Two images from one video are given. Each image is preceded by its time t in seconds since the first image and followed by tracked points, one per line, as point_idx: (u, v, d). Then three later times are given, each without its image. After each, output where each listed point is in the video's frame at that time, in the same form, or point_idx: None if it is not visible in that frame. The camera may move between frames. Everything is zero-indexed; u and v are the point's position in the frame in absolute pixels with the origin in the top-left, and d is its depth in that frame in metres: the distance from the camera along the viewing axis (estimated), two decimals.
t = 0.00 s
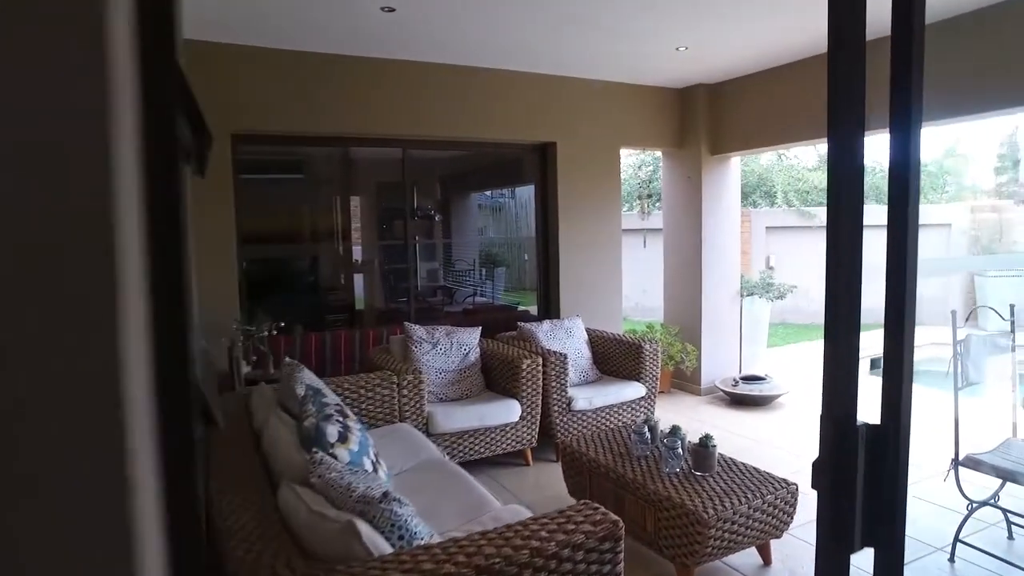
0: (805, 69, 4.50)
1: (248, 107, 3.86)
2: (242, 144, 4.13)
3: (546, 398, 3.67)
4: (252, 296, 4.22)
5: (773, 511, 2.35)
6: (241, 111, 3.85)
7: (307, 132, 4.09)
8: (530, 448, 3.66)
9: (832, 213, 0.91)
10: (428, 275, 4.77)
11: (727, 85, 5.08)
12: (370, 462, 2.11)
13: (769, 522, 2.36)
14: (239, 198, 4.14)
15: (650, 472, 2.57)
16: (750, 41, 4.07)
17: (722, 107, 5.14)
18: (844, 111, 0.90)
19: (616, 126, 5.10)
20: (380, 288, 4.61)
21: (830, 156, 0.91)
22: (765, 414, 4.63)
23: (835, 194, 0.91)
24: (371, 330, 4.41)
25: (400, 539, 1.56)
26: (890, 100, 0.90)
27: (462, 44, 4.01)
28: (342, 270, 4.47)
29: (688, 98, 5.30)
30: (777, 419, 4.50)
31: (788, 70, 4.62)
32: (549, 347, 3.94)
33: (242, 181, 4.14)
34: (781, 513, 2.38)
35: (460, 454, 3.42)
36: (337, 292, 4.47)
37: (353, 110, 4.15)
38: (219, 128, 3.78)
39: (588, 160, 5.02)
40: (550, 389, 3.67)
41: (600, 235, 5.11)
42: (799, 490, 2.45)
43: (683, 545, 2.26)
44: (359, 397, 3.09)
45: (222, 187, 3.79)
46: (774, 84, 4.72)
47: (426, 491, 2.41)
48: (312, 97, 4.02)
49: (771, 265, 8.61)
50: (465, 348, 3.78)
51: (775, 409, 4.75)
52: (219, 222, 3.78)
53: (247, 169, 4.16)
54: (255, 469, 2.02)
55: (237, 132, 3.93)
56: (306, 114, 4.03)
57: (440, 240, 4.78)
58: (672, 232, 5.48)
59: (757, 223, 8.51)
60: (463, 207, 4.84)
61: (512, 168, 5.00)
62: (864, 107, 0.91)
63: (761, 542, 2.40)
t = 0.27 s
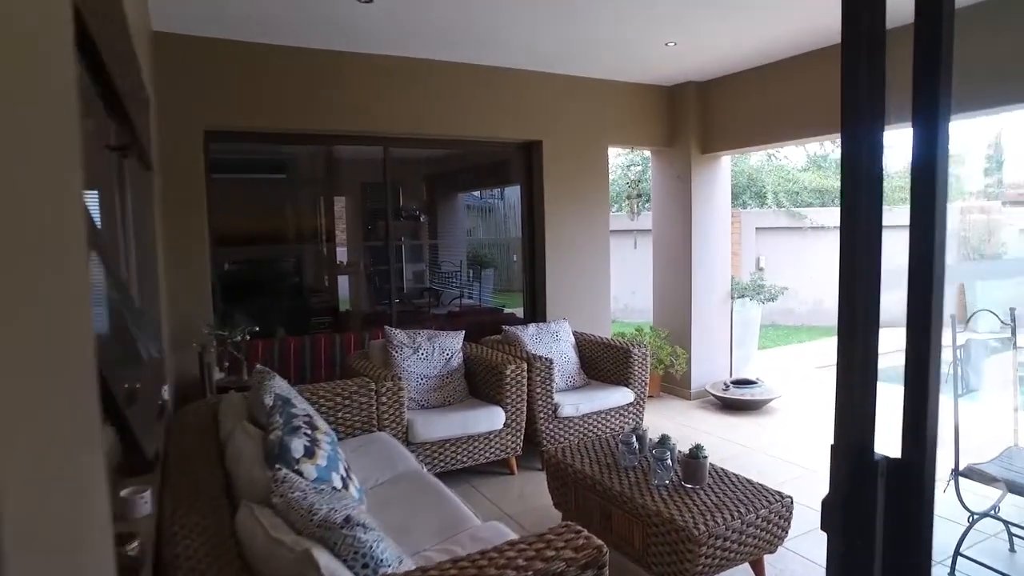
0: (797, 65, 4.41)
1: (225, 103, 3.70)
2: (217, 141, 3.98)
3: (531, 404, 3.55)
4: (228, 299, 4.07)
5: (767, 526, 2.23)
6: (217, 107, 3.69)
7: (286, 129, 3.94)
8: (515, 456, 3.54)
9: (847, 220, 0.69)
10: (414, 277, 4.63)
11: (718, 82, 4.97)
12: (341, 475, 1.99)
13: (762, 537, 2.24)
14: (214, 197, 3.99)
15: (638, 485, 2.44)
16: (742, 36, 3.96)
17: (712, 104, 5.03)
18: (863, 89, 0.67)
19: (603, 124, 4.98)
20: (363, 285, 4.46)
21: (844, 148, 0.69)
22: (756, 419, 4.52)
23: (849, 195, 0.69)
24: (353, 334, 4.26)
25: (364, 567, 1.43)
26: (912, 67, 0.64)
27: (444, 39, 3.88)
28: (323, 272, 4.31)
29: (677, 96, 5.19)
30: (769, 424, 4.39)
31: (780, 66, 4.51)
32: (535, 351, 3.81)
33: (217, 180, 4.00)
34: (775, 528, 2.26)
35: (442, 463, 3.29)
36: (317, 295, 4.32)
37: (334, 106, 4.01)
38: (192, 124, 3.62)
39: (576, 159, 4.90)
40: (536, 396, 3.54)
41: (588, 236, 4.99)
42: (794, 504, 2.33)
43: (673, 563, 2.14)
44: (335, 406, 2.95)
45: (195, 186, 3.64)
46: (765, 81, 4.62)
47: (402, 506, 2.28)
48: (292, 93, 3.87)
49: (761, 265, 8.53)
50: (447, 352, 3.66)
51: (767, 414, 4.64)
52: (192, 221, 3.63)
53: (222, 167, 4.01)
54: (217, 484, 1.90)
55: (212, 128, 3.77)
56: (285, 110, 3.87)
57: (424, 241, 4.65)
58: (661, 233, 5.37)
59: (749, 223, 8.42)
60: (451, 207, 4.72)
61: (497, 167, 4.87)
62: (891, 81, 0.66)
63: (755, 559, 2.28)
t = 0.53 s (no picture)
0: (796, 61, 4.31)
1: (207, 99, 3.57)
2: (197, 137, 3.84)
3: (522, 409, 3.44)
4: (211, 301, 3.96)
5: (767, 540, 2.13)
6: (199, 102, 3.55)
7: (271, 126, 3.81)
8: (506, 462, 3.43)
9: (879, 236, 0.46)
10: (406, 278, 4.52)
11: (714, 79, 4.87)
12: (317, 487, 1.88)
13: (762, 553, 2.13)
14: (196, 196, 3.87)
15: (632, 496, 2.33)
16: (740, 31, 3.86)
17: (709, 102, 4.93)
18: (897, 86, 0.45)
19: (597, 123, 4.88)
20: (361, 289, 4.37)
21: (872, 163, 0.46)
22: (753, 423, 4.43)
23: (881, 204, 0.45)
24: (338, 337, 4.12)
25: None
26: (958, 40, 0.41)
27: (433, 33, 3.75)
28: (309, 273, 4.20)
29: (672, 93, 5.09)
30: (767, 428, 4.30)
31: (779, 62, 4.42)
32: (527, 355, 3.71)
33: (198, 179, 3.87)
34: (776, 542, 2.15)
35: (430, 470, 3.18)
36: (302, 296, 4.20)
37: (321, 102, 3.88)
38: (172, 120, 3.49)
39: (569, 157, 4.79)
40: (527, 401, 3.44)
41: (582, 236, 4.88)
42: (796, 517, 2.22)
43: None
44: (316, 414, 2.84)
45: (176, 184, 3.51)
46: (763, 78, 4.52)
47: (383, 518, 2.18)
48: (278, 89, 3.74)
49: (757, 265, 8.39)
50: (436, 356, 3.55)
51: (764, 418, 4.54)
52: (172, 221, 3.51)
53: (204, 165, 3.88)
54: (183, 495, 1.78)
55: (192, 125, 3.64)
56: (269, 106, 3.74)
57: (414, 241, 4.53)
58: (656, 233, 5.27)
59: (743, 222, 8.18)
60: (443, 206, 4.62)
61: (489, 166, 4.76)
62: (927, 73, 0.44)
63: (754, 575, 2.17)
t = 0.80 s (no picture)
0: (797, 56, 4.22)
1: (191, 93, 3.46)
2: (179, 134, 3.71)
3: (517, 413, 3.34)
4: (198, 303, 3.85)
5: (772, 552, 2.03)
6: (183, 96, 3.44)
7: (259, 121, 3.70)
8: (500, 468, 3.33)
9: (922, 255, 0.37)
10: (401, 278, 4.43)
11: (714, 75, 4.77)
12: (296, 498, 1.76)
13: (766, 566, 2.03)
14: (181, 194, 3.76)
15: (630, 506, 2.23)
16: (742, 25, 3.75)
17: (708, 98, 4.83)
18: (946, 74, 0.35)
19: (594, 120, 4.78)
20: (352, 290, 4.26)
21: (915, 164, 0.37)
22: (754, 426, 4.33)
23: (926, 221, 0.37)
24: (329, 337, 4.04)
25: None
26: None
27: (426, 26, 3.64)
28: (299, 273, 4.10)
29: (671, 90, 4.99)
30: (768, 431, 4.20)
31: (780, 57, 4.32)
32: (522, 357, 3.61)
33: (182, 177, 3.75)
34: (780, 554, 2.05)
35: (421, 477, 3.08)
36: (292, 297, 4.09)
37: (310, 97, 3.76)
38: (155, 115, 3.38)
39: (565, 155, 4.69)
40: (522, 404, 3.34)
41: (578, 235, 4.78)
42: (802, 528, 2.12)
43: None
44: (302, 419, 2.73)
45: (160, 181, 3.40)
46: (764, 73, 4.42)
47: (368, 529, 2.07)
48: (265, 83, 3.63)
49: (757, 266, 8.30)
50: (428, 358, 3.45)
51: (765, 421, 4.44)
52: (156, 219, 3.40)
53: (188, 163, 3.76)
54: (151, 507, 1.66)
55: (176, 121, 3.52)
56: (257, 101, 3.63)
57: (406, 241, 4.42)
58: (654, 232, 5.17)
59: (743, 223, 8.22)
60: (436, 205, 4.52)
61: (484, 164, 4.66)
62: (983, 56, 0.35)
63: None
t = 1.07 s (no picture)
0: (800, 51, 4.12)
1: (177, 87, 3.35)
2: (165, 129, 3.61)
3: (512, 417, 3.24)
4: (185, 304, 3.73)
5: (778, 566, 1.92)
6: (169, 90, 3.34)
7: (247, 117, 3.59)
8: (495, 474, 3.22)
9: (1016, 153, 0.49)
10: (397, 278, 4.32)
11: (715, 70, 4.67)
12: (275, 510, 1.65)
13: None
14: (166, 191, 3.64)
15: (629, 516, 2.13)
16: (744, 17, 3.65)
17: (709, 94, 4.73)
18: None
19: (593, 116, 4.68)
20: (350, 290, 4.16)
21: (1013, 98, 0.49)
22: (756, 429, 4.23)
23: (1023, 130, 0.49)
24: (320, 340, 3.91)
25: None
26: None
27: (420, 18, 3.54)
28: (290, 273, 3.99)
29: (671, 86, 4.89)
30: (770, 435, 4.10)
31: (782, 52, 4.22)
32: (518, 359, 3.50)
33: (169, 173, 3.63)
34: (788, 568, 1.95)
35: (413, 483, 2.97)
36: (282, 298, 3.98)
37: (300, 92, 3.66)
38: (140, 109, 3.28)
39: (563, 152, 4.59)
40: (518, 408, 3.23)
41: (577, 234, 4.68)
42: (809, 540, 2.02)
43: None
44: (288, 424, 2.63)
45: (145, 178, 3.31)
46: (766, 68, 4.32)
47: (353, 542, 1.97)
48: (253, 77, 3.52)
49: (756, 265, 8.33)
50: (421, 360, 3.35)
51: (768, 425, 4.33)
52: (141, 217, 3.30)
53: (174, 159, 3.64)
54: (117, 520, 1.55)
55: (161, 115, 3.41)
56: (246, 95, 3.52)
57: (401, 239, 4.31)
58: (654, 231, 5.07)
59: (743, 224, 8.18)
60: (432, 203, 4.41)
61: (480, 161, 4.56)
62: None
63: None
